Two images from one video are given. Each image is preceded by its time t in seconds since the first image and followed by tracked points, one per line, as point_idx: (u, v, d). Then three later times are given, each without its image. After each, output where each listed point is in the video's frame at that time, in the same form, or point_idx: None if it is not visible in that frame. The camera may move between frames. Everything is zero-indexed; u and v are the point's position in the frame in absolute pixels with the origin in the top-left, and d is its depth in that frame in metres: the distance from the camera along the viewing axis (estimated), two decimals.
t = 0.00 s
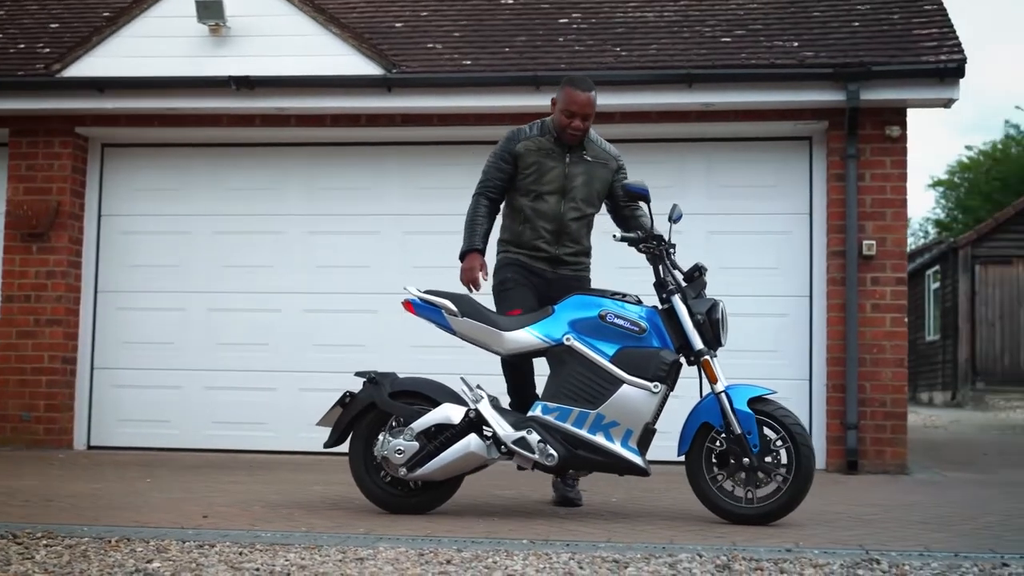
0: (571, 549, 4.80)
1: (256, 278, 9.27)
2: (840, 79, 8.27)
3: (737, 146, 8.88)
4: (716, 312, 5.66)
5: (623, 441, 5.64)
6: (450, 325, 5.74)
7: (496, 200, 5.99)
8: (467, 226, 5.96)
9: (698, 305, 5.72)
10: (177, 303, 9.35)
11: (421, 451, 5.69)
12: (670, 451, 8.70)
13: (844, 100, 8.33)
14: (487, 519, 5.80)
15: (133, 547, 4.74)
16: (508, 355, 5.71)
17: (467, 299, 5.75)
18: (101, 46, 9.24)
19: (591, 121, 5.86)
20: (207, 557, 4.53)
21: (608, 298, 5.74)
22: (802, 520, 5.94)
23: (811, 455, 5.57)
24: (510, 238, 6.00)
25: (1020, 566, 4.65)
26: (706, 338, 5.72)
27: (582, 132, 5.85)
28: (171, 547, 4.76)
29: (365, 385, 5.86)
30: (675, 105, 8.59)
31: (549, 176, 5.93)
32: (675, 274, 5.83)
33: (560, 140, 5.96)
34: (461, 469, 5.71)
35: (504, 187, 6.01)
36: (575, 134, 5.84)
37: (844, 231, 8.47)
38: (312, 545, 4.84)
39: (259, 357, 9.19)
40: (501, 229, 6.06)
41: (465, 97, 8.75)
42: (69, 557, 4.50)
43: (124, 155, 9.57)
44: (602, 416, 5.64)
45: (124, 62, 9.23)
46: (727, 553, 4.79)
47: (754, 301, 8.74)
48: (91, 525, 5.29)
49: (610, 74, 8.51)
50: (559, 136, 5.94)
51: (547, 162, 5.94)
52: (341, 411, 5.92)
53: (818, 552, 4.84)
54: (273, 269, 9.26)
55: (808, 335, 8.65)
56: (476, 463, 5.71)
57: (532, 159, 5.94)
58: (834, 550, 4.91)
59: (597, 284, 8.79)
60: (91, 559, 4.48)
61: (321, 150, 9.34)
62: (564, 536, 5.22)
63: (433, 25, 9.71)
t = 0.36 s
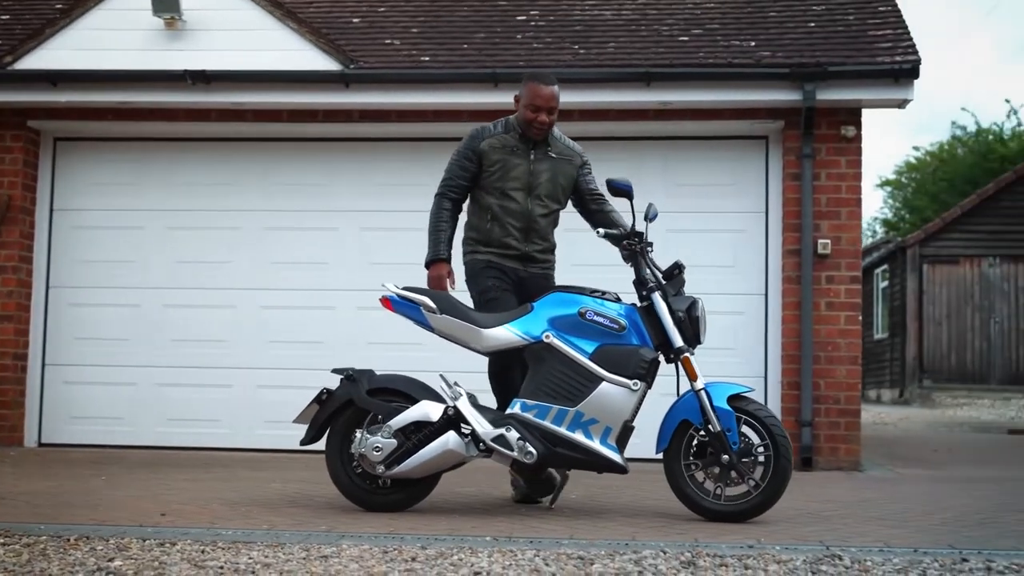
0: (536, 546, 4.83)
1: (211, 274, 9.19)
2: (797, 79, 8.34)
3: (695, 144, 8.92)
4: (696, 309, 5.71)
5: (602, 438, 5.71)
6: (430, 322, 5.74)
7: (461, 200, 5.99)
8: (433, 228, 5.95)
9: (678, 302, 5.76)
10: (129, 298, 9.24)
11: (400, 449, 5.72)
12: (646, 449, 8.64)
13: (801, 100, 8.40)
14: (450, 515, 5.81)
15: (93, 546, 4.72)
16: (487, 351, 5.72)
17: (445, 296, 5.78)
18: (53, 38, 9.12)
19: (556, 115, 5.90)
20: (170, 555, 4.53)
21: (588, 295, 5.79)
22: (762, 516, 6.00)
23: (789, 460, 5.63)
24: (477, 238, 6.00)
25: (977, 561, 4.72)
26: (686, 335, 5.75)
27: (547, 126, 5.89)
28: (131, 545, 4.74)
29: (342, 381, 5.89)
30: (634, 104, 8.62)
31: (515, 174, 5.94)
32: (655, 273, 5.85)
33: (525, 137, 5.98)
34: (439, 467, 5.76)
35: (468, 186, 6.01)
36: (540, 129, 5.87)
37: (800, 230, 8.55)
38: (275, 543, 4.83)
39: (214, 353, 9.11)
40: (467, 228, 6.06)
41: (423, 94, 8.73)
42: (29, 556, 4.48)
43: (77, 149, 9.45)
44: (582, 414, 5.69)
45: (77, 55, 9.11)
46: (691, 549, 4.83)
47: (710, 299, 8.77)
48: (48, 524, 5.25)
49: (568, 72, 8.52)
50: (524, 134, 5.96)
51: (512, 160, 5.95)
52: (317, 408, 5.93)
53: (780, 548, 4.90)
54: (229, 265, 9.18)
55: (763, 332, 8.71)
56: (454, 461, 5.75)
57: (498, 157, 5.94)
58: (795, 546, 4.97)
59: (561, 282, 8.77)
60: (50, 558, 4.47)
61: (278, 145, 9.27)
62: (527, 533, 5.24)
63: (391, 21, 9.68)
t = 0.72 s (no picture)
0: (507, 543, 4.88)
1: (175, 271, 9.11)
2: (763, 78, 8.40)
3: (661, 142, 8.94)
4: (662, 307, 5.72)
5: (569, 436, 5.73)
6: (396, 320, 5.73)
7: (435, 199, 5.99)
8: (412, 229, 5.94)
9: (644, 301, 5.77)
10: (91, 295, 9.15)
11: (365, 447, 5.71)
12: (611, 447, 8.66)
13: (766, 99, 8.45)
14: (418, 513, 5.83)
15: (62, 544, 4.80)
16: (454, 348, 5.72)
17: (411, 294, 5.76)
18: (14, 32, 9.02)
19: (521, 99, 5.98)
20: (140, 554, 4.61)
21: (555, 293, 5.79)
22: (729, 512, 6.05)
23: (754, 457, 5.67)
24: (454, 235, 6.00)
25: (946, 556, 4.78)
26: (652, 333, 5.78)
27: (514, 110, 5.95)
28: (101, 543, 4.81)
29: (307, 380, 5.85)
30: (600, 102, 8.64)
31: (487, 168, 5.98)
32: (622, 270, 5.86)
33: (494, 131, 6.03)
34: (405, 465, 5.74)
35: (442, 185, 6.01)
36: (507, 112, 5.94)
37: (765, 229, 8.61)
38: (246, 541, 4.88)
39: (177, 351, 9.05)
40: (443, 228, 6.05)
41: (389, 91, 8.71)
42: None
43: (38, 144, 9.35)
44: (549, 412, 5.71)
45: (38, 48, 9.02)
46: (663, 546, 4.88)
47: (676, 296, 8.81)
48: (15, 522, 5.26)
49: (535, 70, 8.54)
50: (493, 127, 6.01)
51: (483, 154, 5.98)
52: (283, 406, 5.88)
53: (750, 544, 4.96)
54: (193, 261, 9.11)
55: (728, 330, 8.76)
56: (420, 459, 5.74)
57: (469, 152, 5.97)
58: (765, 542, 5.03)
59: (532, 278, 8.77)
60: (20, 557, 4.55)
61: (242, 141, 9.20)
62: (498, 529, 5.27)
63: (357, 17, 9.64)
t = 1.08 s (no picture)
0: (493, 543, 4.88)
1: (154, 270, 9.07)
2: (743, 79, 8.43)
3: (642, 143, 8.95)
4: (640, 308, 5.72)
5: (547, 438, 5.73)
6: (372, 321, 5.72)
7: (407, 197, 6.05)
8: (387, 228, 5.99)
9: (622, 302, 5.77)
10: (68, 294, 9.09)
11: (342, 449, 5.70)
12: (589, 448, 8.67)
13: (747, 100, 8.48)
14: (399, 513, 5.82)
15: (46, 545, 4.77)
16: (430, 349, 5.71)
17: (387, 294, 5.74)
18: None
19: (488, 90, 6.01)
20: (126, 554, 4.59)
21: (532, 294, 5.78)
22: (711, 512, 6.07)
23: (733, 456, 5.68)
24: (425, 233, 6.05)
25: (931, 556, 4.81)
26: (630, 334, 5.78)
27: (480, 100, 5.97)
28: (86, 543, 4.79)
29: (284, 380, 5.82)
30: (582, 102, 8.65)
31: (456, 163, 6.03)
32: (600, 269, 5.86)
33: (463, 127, 6.09)
34: (382, 467, 5.73)
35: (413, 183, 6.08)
36: (473, 101, 5.96)
37: (745, 230, 8.63)
38: (232, 541, 4.88)
39: (156, 351, 9.00)
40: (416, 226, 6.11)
41: (371, 90, 8.69)
42: None
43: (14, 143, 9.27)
44: (527, 414, 5.71)
45: (17, 46, 8.96)
46: (649, 546, 4.90)
47: (656, 297, 8.82)
48: None
49: (517, 70, 8.54)
50: (462, 123, 6.07)
51: (452, 150, 6.04)
52: (260, 406, 5.87)
53: (735, 544, 4.98)
54: (172, 261, 9.07)
55: (707, 330, 8.79)
56: (397, 461, 5.73)
57: (438, 149, 6.04)
58: (750, 542, 5.05)
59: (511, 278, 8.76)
60: (5, 558, 4.52)
61: (221, 140, 9.16)
62: (483, 530, 5.28)
63: (338, 16, 9.62)
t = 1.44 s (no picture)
0: (494, 540, 4.89)
1: (151, 267, 9.06)
2: (740, 77, 8.44)
3: (639, 140, 8.95)
4: (640, 305, 5.73)
5: (545, 437, 5.74)
6: (371, 318, 5.72)
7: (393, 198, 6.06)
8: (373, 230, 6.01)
9: (622, 300, 5.78)
10: (64, 290, 9.07)
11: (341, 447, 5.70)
12: (586, 445, 8.67)
13: (743, 98, 8.48)
14: (398, 510, 5.82)
15: (47, 541, 4.77)
16: (429, 347, 5.71)
17: (385, 291, 5.73)
18: None
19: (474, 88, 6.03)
20: (128, 551, 4.59)
21: (531, 292, 5.78)
22: (709, 509, 6.08)
23: (732, 452, 5.69)
24: (412, 233, 6.05)
25: (932, 553, 4.82)
26: (629, 331, 5.78)
27: (469, 99, 5.98)
28: (86, 540, 4.79)
29: (281, 377, 5.81)
30: (579, 100, 8.65)
31: (440, 163, 6.01)
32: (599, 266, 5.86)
33: (447, 126, 6.06)
34: (381, 464, 5.73)
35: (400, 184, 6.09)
36: (462, 100, 5.96)
37: (742, 227, 8.64)
38: (233, 538, 4.88)
39: (152, 347, 8.99)
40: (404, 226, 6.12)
41: (367, 87, 8.68)
42: None
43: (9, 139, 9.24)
44: (525, 413, 5.71)
45: (12, 42, 8.94)
46: (651, 543, 4.91)
47: (653, 294, 8.83)
48: None
49: (514, 67, 8.54)
50: (446, 122, 6.05)
51: (436, 150, 6.03)
52: (258, 404, 5.85)
53: (735, 541, 4.98)
54: (169, 257, 9.06)
55: (704, 328, 8.80)
56: (396, 459, 5.73)
57: (421, 149, 6.03)
58: (750, 539, 5.06)
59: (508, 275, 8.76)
60: (6, 555, 4.52)
61: (217, 136, 9.14)
62: (483, 526, 5.28)
63: (334, 13, 9.60)
